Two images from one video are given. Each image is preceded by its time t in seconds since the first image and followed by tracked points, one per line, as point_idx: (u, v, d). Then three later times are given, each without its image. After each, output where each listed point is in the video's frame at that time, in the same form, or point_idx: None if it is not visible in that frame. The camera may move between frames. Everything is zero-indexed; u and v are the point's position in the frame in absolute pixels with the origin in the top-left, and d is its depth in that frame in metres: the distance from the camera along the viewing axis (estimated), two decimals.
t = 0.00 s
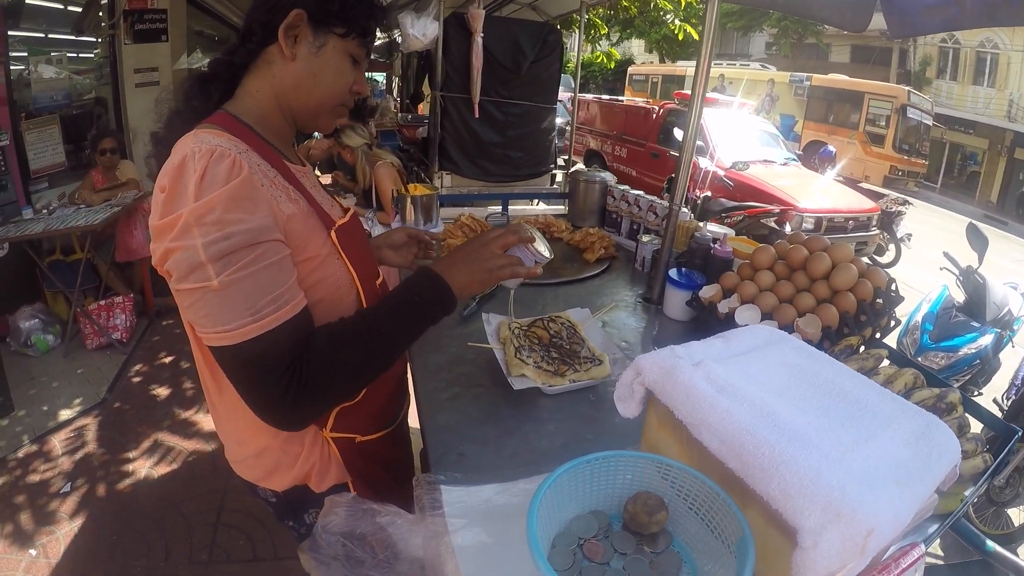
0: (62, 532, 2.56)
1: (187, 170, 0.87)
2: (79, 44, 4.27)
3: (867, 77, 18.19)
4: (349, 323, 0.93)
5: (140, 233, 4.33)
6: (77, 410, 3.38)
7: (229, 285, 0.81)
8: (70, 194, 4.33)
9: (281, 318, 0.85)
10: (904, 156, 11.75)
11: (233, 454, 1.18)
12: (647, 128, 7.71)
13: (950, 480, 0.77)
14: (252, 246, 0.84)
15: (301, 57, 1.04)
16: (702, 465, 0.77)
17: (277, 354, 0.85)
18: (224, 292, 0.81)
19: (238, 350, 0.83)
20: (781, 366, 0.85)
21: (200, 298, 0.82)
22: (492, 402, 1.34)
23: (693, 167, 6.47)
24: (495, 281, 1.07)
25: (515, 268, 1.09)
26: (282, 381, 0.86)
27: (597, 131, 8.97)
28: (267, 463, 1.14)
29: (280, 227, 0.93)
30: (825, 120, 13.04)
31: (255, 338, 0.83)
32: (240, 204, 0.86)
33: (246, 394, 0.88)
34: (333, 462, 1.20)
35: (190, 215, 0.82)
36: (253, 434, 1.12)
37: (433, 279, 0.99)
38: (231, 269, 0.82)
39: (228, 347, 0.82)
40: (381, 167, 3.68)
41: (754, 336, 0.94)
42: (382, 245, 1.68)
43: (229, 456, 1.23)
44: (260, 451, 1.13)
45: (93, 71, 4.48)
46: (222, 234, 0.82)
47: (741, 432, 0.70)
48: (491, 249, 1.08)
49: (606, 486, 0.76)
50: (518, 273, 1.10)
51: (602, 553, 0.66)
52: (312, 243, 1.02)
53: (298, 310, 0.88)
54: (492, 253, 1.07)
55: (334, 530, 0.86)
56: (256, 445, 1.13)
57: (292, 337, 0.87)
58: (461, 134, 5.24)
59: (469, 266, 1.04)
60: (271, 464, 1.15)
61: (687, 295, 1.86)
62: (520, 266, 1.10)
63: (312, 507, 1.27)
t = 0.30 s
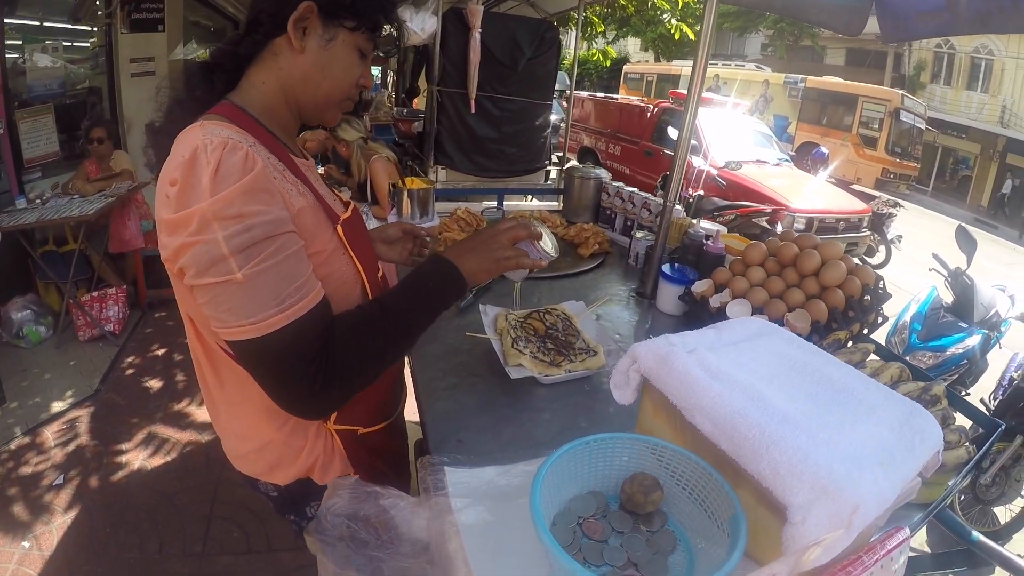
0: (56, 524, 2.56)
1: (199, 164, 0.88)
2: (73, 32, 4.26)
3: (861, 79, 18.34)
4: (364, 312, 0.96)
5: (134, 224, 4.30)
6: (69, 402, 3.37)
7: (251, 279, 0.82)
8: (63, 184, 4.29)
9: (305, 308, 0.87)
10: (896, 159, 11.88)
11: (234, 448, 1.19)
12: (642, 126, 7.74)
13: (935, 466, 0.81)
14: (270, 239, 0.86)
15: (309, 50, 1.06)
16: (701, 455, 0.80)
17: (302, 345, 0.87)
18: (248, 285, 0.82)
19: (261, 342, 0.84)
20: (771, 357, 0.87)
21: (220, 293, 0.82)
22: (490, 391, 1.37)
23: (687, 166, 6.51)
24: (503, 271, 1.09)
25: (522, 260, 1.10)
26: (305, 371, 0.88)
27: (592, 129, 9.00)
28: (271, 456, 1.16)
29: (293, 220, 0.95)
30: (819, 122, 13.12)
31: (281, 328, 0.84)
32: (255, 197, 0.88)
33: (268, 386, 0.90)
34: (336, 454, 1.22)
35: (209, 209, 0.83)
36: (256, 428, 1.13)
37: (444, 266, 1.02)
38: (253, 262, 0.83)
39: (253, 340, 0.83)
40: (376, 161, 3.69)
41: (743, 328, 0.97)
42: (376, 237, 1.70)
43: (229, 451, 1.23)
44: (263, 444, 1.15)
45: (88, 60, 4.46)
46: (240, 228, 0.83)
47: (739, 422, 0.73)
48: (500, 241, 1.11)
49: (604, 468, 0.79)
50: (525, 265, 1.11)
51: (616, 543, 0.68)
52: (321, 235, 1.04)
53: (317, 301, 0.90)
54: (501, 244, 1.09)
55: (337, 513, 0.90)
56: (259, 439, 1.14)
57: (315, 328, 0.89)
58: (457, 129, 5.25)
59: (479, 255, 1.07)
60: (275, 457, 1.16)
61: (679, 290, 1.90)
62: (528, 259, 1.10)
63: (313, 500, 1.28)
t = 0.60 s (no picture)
0: (42, 545, 2.52)
1: (186, 178, 0.88)
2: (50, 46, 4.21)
3: (834, 76, 18.70)
4: (356, 321, 0.97)
5: (112, 240, 4.24)
6: (52, 421, 3.32)
7: (247, 292, 0.83)
8: (40, 202, 4.20)
9: (301, 318, 0.87)
10: (871, 154, 12.15)
11: (221, 467, 1.18)
12: (618, 128, 7.81)
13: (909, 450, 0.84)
14: (262, 252, 0.86)
15: (289, 64, 1.06)
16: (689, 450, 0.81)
17: (300, 354, 0.87)
18: (243, 299, 0.82)
19: (257, 354, 0.84)
20: (750, 352, 0.90)
21: (215, 308, 0.82)
22: (474, 395, 1.37)
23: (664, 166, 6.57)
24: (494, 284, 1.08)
25: (512, 274, 1.09)
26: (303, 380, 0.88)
27: (568, 132, 9.05)
28: (260, 474, 1.15)
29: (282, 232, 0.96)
30: (793, 119, 13.32)
31: (278, 339, 0.85)
32: (244, 211, 0.88)
33: (265, 397, 0.90)
34: (328, 464, 1.22)
35: (201, 224, 0.83)
36: (243, 444, 1.13)
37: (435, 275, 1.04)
38: (247, 275, 0.84)
39: (250, 353, 0.83)
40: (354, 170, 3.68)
41: (718, 323, 0.99)
42: (351, 247, 1.70)
43: (217, 471, 1.22)
44: (253, 461, 1.14)
45: (64, 74, 4.41)
46: (233, 243, 0.83)
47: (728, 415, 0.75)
48: (491, 252, 1.11)
49: (588, 463, 0.80)
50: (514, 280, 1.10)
51: (615, 540, 0.69)
52: (305, 247, 1.05)
53: (311, 312, 0.90)
54: (493, 256, 1.09)
55: (328, 515, 0.87)
56: (249, 455, 1.13)
57: (312, 337, 0.89)
58: (435, 136, 5.25)
59: (470, 266, 1.07)
60: (265, 474, 1.15)
61: (657, 289, 1.91)
62: (517, 273, 1.09)
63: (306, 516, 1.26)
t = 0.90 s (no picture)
0: (20, 551, 2.46)
1: (186, 180, 0.87)
2: (40, 41, 4.14)
3: (818, 94, 19.07)
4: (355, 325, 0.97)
5: (99, 242, 4.19)
6: (31, 425, 3.25)
7: (252, 293, 0.83)
8: (26, 199, 4.21)
9: (305, 320, 0.88)
10: (856, 170, 12.40)
11: (209, 476, 1.17)
12: (605, 141, 7.87)
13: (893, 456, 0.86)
14: (263, 254, 0.86)
15: (284, 67, 1.07)
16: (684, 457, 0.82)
17: (305, 356, 0.87)
18: (247, 300, 0.83)
19: (260, 356, 0.84)
20: (738, 361, 0.91)
21: (218, 309, 0.82)
22: (464, 404, 1.37)
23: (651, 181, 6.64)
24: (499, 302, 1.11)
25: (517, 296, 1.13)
26: (308, 382, 0.88)
27: (555, 144, 9.11)
28: (250, 482, 1.14)
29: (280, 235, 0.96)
30: (779, 136, 13.51)
31: (283, 341, 0.85)
32: (244, 213, 0.88)
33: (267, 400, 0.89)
34: (319, 473, 1.21)
35: (203, 225, 0.83)
36: (232, 451, 1.11)
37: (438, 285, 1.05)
38: (250, 276, 0.84)
39: (251, 356, 0.83)
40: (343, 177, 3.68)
41: (705, 333, 1.01)
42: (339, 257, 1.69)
43: (205, 480, 1.20)
44: (243, 470, 1.13)
45: (53, 71, 4.37)
46: (235, 245, 0.84)
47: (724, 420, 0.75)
48: (498, 272, 1.12)
49: (580, 471, 0.80)
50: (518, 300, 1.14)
51: (616, 548, 0.69)
52: (300, 253, 1.05)
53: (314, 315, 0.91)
54: (501, 277, 1.11)
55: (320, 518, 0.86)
56: (240, 464, 1.12)
57: (316, 339, 0.90)
58: (423, 144, 5.27)
59: (479, 285, 1.08)
60: (255, 483, 1.14)
61: (645, 301, 1.92)
62: (522, 295, 1.14)
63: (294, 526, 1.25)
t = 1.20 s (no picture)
0: (21, 548, 2.47)
1: (211, 183, 0.90)
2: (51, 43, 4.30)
3: (823, 112, 19.19)
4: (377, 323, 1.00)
5: (106, 242, 4.25)
6: (35, 422, 3.28)
7: (280, 289, 0.86)
8: (35, 198, 4.28)
9: (332, 314, 0.90)
10: (860, 188, 12.45)
11: (224, 478, 1.18)
12: (611, 157, 7.93)
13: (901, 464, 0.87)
14: (289, 252, 0.89)
15: (298, 75, 1.10)
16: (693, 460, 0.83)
17: (332, 351, 0.90)
18: (276, 296, 0.85)
19: (288, 351, 0.86)
20: (745, 368, 0.93)
21: (247, 305, 0.85)
22: (474, 411, 1.38)
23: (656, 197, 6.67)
24: (528, 316, 1.13)
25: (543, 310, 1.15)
26: (335, 376, 0.91)
27: (561, 159, 9.18)
28: (264, 484, 1.15)
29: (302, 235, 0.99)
30: (783, 153, 13.60)
31: (311, 336, 0.88)
32: (269, 213, 0.91)
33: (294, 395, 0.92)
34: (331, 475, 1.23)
35: (230, 225, 0.86)
36: (248, 453, 1.13)
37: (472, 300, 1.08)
38: (277, 274, 0.86)
39: (279, 351, 0.86)
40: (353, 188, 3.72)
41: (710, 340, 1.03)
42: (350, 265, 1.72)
43: (216, 481, 1.22)
44: (257, 470, 1.14)
45: (65, 72, 4.51)
46: (262, 243, 0.86)
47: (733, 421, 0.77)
48: (526, 288, 1.14)
49: (594, 475, 0.82)
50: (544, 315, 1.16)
51: (631, 550, 0.70)
52: (320, 256, 1.08)
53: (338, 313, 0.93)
54: (528, 292, 1.13)
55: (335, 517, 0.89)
56: (253, 464, 1.14)
57: (343, 335, 0.92)
58: (432, 156, 5.33)
59: (507, 300, 1.10)
60: (269, 484, 1.16)
61: (654, 314, 1.94)
62: (549, 310, 1.15)
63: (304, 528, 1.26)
